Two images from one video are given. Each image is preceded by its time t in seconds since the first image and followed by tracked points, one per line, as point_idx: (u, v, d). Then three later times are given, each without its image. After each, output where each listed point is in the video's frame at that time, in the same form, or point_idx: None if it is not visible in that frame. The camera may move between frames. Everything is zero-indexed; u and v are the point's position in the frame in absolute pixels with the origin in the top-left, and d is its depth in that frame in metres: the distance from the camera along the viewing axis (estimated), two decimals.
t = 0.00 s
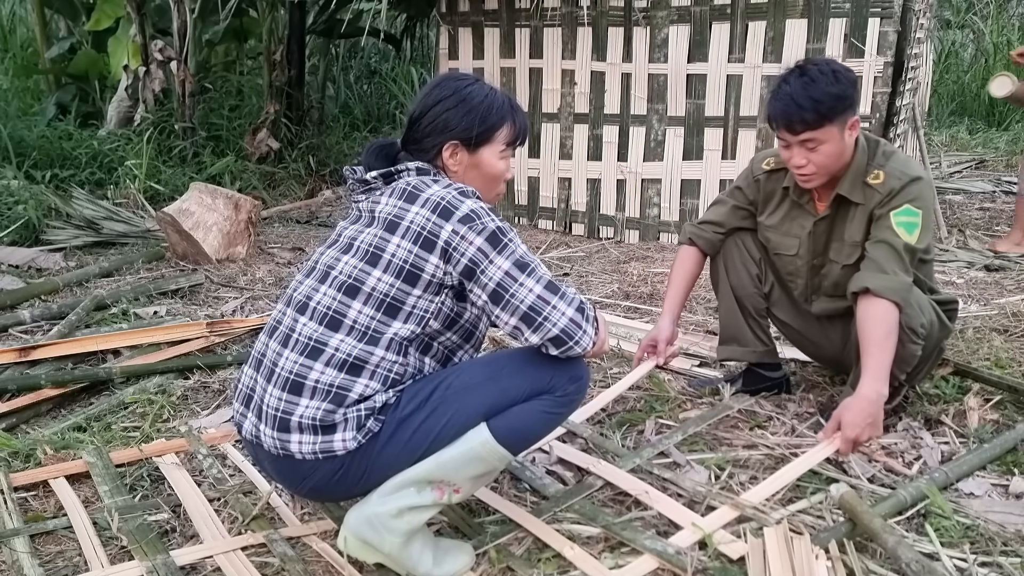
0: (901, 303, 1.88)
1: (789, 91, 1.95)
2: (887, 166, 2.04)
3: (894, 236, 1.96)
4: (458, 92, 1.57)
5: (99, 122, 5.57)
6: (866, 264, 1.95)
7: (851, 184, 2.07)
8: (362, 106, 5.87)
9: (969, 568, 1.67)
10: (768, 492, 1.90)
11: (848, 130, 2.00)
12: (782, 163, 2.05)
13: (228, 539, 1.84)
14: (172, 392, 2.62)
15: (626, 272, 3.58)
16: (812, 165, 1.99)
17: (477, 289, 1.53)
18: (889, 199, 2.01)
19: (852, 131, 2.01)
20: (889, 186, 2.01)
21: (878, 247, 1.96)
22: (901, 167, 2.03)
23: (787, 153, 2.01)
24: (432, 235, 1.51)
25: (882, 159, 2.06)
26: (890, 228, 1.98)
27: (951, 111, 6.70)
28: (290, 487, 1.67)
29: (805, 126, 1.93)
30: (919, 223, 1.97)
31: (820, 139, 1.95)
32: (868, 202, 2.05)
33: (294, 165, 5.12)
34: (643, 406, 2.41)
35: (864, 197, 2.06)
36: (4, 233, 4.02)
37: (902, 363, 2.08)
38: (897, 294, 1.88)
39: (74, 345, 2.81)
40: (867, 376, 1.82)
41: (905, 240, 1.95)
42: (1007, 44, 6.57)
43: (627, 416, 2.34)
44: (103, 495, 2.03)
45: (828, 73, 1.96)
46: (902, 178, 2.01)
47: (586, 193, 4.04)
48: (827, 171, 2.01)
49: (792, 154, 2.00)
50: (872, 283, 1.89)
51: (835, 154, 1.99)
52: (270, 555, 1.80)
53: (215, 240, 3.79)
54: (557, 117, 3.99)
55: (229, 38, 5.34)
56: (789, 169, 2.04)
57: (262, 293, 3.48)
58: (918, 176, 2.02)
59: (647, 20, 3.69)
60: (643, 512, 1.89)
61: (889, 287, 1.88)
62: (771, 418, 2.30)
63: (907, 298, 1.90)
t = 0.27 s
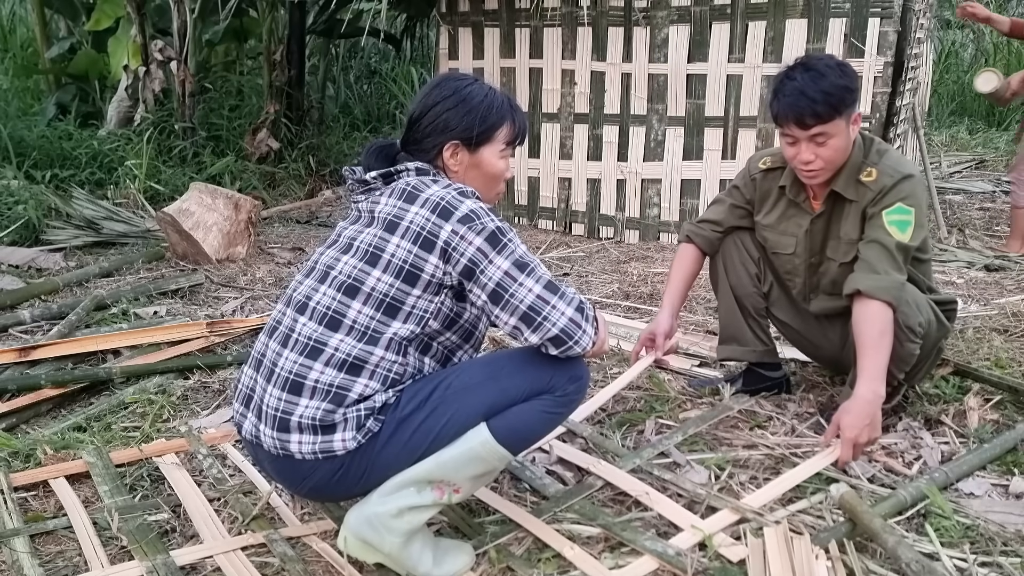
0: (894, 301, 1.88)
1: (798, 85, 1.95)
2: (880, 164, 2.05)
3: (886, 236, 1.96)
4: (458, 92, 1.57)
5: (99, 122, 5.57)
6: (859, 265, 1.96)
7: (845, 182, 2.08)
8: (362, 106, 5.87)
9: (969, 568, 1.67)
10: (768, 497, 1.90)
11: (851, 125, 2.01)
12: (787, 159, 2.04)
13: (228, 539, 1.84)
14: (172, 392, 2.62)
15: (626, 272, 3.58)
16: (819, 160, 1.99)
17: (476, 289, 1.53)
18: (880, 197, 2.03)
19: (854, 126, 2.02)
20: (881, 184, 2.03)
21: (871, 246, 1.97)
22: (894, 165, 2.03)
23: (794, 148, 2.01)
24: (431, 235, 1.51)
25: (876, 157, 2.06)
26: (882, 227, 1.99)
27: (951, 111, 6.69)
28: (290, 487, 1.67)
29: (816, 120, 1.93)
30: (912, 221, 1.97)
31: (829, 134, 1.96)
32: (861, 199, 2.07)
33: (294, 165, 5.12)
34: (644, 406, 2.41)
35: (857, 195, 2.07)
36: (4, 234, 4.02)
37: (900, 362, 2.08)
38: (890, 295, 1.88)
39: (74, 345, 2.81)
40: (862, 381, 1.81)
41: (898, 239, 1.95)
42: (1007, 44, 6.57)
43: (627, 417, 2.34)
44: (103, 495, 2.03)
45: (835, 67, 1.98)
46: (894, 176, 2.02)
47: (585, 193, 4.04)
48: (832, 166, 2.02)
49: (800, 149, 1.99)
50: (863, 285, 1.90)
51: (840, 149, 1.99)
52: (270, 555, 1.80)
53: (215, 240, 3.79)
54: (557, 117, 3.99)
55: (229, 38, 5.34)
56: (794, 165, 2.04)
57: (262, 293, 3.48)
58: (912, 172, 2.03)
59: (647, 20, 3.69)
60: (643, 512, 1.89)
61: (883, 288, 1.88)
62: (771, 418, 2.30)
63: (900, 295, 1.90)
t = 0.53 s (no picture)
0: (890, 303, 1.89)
1: (802, 83, 1.95)
2: (877, 164, 2.05)
3: (882, 236, 1.97)
4: (460, 91, 1.57)
5: (99, 122, 5.57)
6: (855, 266, 1.96)
7: (842, 182, 2.08)
8: (362, 106, 5.88)
9: (969, 568, 1.67)
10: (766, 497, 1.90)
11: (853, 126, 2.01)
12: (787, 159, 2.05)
13: (228, 539, 1.84)
14: (172, 392, 2.62)
15: (626, 272, 3.58)
16: (820, 161, 1.99)
17: (475, 289, 1.53)
18: (876, 198, 2.03)
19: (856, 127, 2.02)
20: (878, 184, 2.03)
21: (867, 247, 1.98)
22: (891, 165, 2.03)
23: (795, 148, 2.01)
24: (430, 235, 1.52)
25: (873, 157, 2.07)
26: (878, 228, 1.99)
27: (951, 111, 6.69)
28: (290, 487, 1.67)
29: (819, 119, 1.93)
30: (908, 221, 1.97)
31: (831, 134, 1.96)
32: (858, 200, 2.07)
33: (294, 165, 5.12)
34: (644, 406, 2.41)
35: (854, 195, 2.08)
36: (4, 234, 4.02)
37: (899, 362, 2.08)
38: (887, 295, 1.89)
39: (74, 345, 2.81)
40: (857, 382, 1.81)
41: (894, 239, 1.95)
42: (1007, 44, 6.57)
43: (627, 417, 2.34)
44: (103, 495, 2.03)
45: (840, 67, 1.98)
46: (891, 176, 2.02)
47: (586, 193, 4.04)
48: (833, 167, 2.02)
49: (802, 149, 1.99)
50: (858, 286, 1.90)
51: (842, 150, 1.99)
52: (270, 555, 1.80)
53: (215, 240, 3.79)
54: (557, 117, 3.99)
55: (229, 38, 5.34)
56: (794, 165, 2.04)
57: (262, 293, 3.48)
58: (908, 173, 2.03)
59: (647, 20, 3.69)
60: (643, 512, 1.89)
61: (879, 289, 1.89)
62: (770, 418, 2.30)
63: (896, 296, 1.90)
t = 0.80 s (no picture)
0: (892, 301, 1.89)
1: (801, 85, 1.96)
2: (880, 164, 2.05)
3: (885, 236, 1.97)
4: (460, 91, 1.58)
5: (99, 122, 5.57)
6: (857, 265, 1.96)
7: (845, 183, 2.08)
8: (362, 106, 5.89)
9: (969, 568, 1.67)
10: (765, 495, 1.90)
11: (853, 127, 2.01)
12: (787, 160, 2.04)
13: (228, 539, 1.84)
14: (172, 392, 2.62)
15: (626, 272, 3.58)
16: (819, 162, 1.99)
17: (473, 289, 1.53)
18: (881, 198, 2.03)
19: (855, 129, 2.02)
20: (882, 185, 2.03)
21: (870, 247, 1.98)
22: (894, 165, 2.04)
23: (795, 149, 2.01)
24: (428, 235, 1.52)
25: (876, 158, 2.07)
26: (881, 228, 1.99)
27: (951, 111, 6.69)
28: (289, 488, 1.67)
29: (817, 121, 1.93)
30: (911, 221, 1.98)
31: (830, 136, 1.96)
32: (860, 200, 2.07)
33: (294, 165, 5.12)
34: (644, 406, 2.41)
35: (856, 196, 2.08)
36: (4, 234, 4.02)
37: (901, 362, 2.09)
38: (889, 295, 1.89)
39: (74, 346, 2.81)
40: (858, 380, 1.83)
41: (896, 239, 1.96)
42: (1007, 44, 6.57)
43: (627, 417, 2.34)
44: (103, 495, 2.03)
45: (839, 69, 1.98)
46: (894, 176, 2.02)
47: (586, 193, 4.04)
48: (832, 169, 2.02)
49: (801, 150, 1.99)
50: (861, 285, 1.90)
51: (841, 152, 1.99)
52: (270, 555, 1.80)
53: (215, 240, 3.79)
54: (557, 117, 3.99)
55: (229, 38, 5.34)
56: (795, 167, 2.04)
57: (262, 293, 3.48)
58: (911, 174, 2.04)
59: (647, 20, 3.69)
60: (643, 512, 1.89)
61: (881, 288, 1.89)
62: (770, 418, 2.30)
63: (897, 296, 1.90)
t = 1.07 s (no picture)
0: (897, 299, 1.89)
1: (797, 84, 1.96)
2: (885, 164, 2.05)
3: (891, 235, 1.98)
4: (463, 91, 1.59)
5: (99, 122, 5.57)
6: (863, 264, 1.96)
7: (850, 181, 2.08)
8: (362, 106, 5.91)
9: (969, 568, 1.67)
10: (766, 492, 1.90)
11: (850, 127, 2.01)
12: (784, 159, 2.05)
13: (228, 539, 1.84)
14: (172, 392, 2.62)
15: (626, 272, 3.58)
16: (815, 161, 1.99)
17: (462, 301, 1.52)
18: (886, 197, 2.03)
19: (853, 129, 2.02)
20: (887, 184, 2.03)
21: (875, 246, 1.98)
22: (899, 165, 2.04)
23: (791, 147, 2.01)
24: (425, 243, 1.51)
25: (880, 158, 2.07)
26: (888, 226, 2.00)
27: (951, 111, 6.69)
28: (285, 487, 1.67)
29: (811, 120, 1.94)
30: (917, 221, 1.98)
31: (825, 135, 1.96)
32: (865, 199, 2.07)
33: (294, 165, 5.12)
34: (644, 407, 2.41)
35: (861, 195, 2.08)
36: (4, 233, 4.02)
37: (904, 362, 2.09)
38: (894, 294, 1.89)
39: (74, 345, 2.81)
40: (862, 377, 1.84)
41: (902, 238, 1.96)
42: (1008, 44, 6.58)
43: (627, 417, 2.34)
44: (103, 495, 2.03)
45: (836, 68, 1.98)
46: (900, 176, 2.03)
47: (585, 193, 4.04)
48: (828, 168, 2.01)
49: (796, 148, 2.00)
50: (867, 283, 1.90)
51: (838, 151, 1.99)
52: (270, 555, 1.80)
53: (215, 240, 3.79)
54: (557, 117, 3.99)
55: (229, 38, 5.34)
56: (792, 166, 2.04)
57: (262, 293, 3.48)
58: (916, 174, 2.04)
59: (647, 20, 3.69)
60: (643, 512, 1.89)
61: (886, 287, 1.89)
62: (770, 418, 2.30)
63: (903, 294, 1.91)
